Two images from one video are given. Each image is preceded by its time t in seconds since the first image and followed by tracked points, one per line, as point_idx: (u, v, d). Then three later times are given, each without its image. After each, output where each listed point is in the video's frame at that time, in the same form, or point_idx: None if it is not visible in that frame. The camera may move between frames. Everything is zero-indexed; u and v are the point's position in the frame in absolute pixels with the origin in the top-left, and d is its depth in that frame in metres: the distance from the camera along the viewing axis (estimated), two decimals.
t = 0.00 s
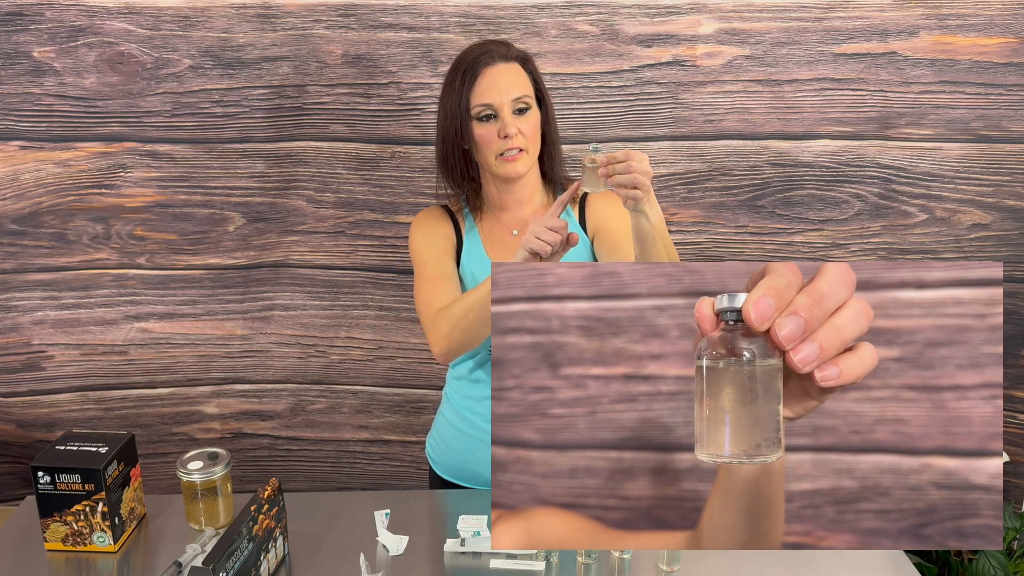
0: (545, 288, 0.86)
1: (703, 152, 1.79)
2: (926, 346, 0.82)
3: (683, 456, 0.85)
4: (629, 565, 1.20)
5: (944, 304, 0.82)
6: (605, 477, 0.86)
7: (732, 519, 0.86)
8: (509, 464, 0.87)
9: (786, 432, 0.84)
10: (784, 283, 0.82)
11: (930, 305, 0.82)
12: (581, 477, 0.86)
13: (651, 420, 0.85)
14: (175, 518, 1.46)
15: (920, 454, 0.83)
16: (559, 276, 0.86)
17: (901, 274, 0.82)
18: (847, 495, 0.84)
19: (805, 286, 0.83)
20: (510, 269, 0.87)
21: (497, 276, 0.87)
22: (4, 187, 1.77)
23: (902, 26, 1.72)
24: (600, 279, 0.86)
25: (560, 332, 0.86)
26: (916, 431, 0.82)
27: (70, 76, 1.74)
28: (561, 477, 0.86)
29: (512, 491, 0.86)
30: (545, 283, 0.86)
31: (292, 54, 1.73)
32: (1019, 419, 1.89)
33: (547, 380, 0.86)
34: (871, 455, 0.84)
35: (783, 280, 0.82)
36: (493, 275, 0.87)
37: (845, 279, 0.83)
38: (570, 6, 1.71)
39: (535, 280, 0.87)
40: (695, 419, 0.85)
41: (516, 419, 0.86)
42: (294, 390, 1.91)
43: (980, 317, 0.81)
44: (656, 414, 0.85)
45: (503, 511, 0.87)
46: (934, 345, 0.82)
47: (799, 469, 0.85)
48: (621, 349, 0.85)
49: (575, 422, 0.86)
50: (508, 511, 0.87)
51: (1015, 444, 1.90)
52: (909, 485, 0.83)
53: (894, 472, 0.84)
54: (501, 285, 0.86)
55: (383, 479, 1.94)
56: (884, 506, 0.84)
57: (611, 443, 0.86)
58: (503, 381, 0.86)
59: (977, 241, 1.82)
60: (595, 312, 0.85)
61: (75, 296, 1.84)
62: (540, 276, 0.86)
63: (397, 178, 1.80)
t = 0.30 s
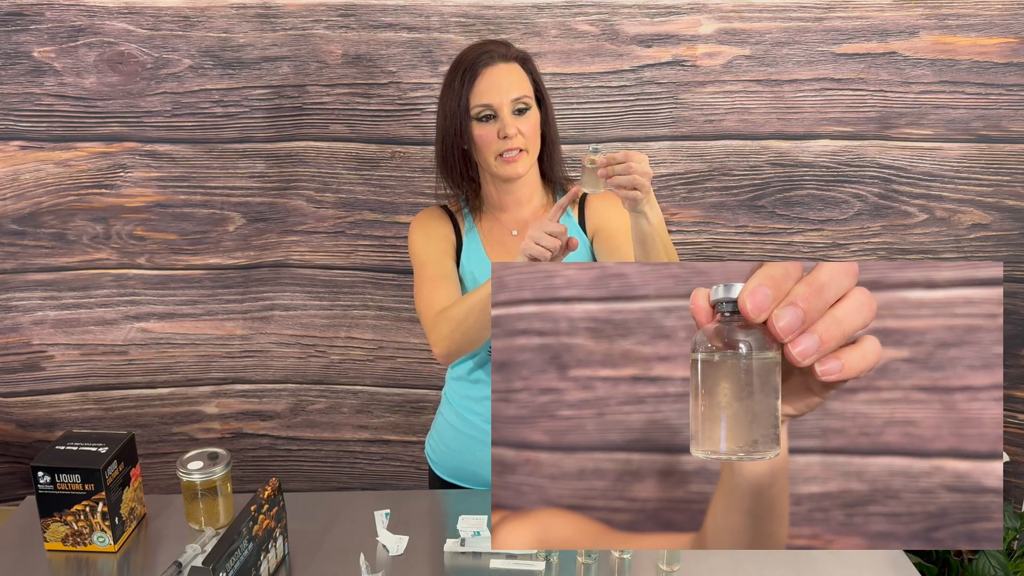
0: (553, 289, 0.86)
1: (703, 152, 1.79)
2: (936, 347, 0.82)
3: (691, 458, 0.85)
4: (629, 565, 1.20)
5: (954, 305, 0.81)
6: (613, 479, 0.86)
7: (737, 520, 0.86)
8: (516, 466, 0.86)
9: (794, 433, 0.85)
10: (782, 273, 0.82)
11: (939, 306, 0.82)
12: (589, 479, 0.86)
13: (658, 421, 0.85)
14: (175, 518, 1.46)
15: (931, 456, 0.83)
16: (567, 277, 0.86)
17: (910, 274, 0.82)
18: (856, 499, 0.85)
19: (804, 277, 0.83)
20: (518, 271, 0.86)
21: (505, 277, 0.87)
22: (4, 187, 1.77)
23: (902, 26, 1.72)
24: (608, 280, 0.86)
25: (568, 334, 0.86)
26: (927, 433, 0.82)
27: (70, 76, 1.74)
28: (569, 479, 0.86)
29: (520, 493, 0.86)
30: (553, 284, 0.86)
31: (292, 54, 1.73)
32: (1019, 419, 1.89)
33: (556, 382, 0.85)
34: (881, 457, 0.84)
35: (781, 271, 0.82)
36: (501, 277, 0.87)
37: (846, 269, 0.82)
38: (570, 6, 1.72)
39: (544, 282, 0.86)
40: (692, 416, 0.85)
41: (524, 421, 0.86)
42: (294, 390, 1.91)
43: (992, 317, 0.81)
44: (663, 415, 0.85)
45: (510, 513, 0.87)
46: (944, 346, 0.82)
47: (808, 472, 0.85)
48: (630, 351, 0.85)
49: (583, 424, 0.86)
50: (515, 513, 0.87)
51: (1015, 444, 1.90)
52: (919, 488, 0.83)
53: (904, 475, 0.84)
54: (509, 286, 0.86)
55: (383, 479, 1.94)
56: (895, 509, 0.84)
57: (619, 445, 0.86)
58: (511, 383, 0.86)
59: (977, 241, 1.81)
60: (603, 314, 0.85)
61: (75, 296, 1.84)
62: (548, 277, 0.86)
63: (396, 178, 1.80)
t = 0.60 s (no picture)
0: (562, 292, 0.86)
1: (703, 152, 1.79)
2: (946, 348, 0.83)
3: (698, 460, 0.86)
4: (629, 565, 1.20)
5: (964, 305, 0.82)
6: (622, 481, 0.87)
7: (741, 523, 0.87)
8: (525, 467, 0.87)
9: (802, 436, 0.85)
10: (784, 274, 0.83)
11: (950, 306, 0.82)
12: (597, 480, 0.87)
13: (666, 423, 0.86)
14: (175, 518, 1.46)
15: (941, 459, 0.84)
16: (575, 280, 0.86)
17: (920, 274, 0.82)
18: (865, 502, 0.85)
19: (807, 279, 0.84)
20: (527, 274, 0.87)
21: (513, 280, 0.87)
22: (3, 187, 1.77)
23: (902, 26, 1.72)
24: (616, 283, 0.86)
25: (577, 336, 0.87)
26: (936, 435, 0.83)
27: (70, 76, 1.74)
28: (577, 481, 0.87)
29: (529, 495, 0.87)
30: (561, 287, 0.87)
31: (292, 54, 1.73)
32: (1019, 419, 1.88)
33: (565, 384, 0.86)
34: (890, 460, 0.84)
35: (784, 272, 0.83)
36: (510, 279, 0.87)
37: (850, 270, 0.83)
38: (570, 6, 1.72)
39: (552, 284, 0.87)
40: (690, 420, 0.85)
41: (533, 423, 0.87)
42: (294, 390, 1.91)
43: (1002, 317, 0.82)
44: (671, 417, 0.86)
45: (518, 514, 0.88)
46: (954, 347, 0.82)
47: (816, 474, 0.85)
48: (637, 353, 0.85)
49: (591, 426, 0.86)
50: (524, 515, 0.88)
51: (1015, 444, 1.90)
52: (929, 491, 0.85)
53: (914, 478, 0.85)
54: (518, 289, 0.87)
55: (383, 479, 1.94)
56: (904, 512, 0.85)
57: (628, 447, 0.86)
58: (520, 385, 0.87)
59: (977, 241, 1.82)
60: (611, 316, 0.86)
61: (75, 296, 1.84)
62: (557, 279, 0.87)
63: (397, 178, 1.80)
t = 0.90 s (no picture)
0: (569, 294, 0.87)
1: (703, 152, 1.79)
2: (954, 349, 0.83)
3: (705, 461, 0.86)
4: (629, 565, 1.20)
5: (971, 306, 0.82)
6: (629, 482, 0.87)
7: (742, 527, 0.87)
8: (533, 469, 0.87)
9: (808, 437, 0.85)
10: (777, 280, 0.83)
11: (958, 307, 0.82)
12: (605, 482, 0.87)
13: (673, 425, 0.86)
14: (175, 518, 1.46)
15: (948, 460, 0.84)
16: (583, 282, 0.87)
17: (927, 275, 0.82)
18: (872, 504, 0.85)
19: (801, 284, 0.84)
20: (536, 277, 0.87)
21: (522, 283, 0.87)
22: (3, 187, 1.77)
23: (902, 26, 1.72)
24: (623, 285, 0.87)
25: (584, 338, 0.87)
26: (944, 437, 0.83)
27: (70, 76, 1.74)
28: (585, 482, 0.87)
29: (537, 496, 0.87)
30: (570, 289, 0.87)
31: (292, 54, 1.73)
32: (1019, 419, 1.88)
33: (572, 386, 0.87)
34: (897, 461, 0.84)
35: (776, 278, 0.84)
36: (519, 282, 0.87)
37: (845, 275, 0.83)
38: (570, 6, 1.72)
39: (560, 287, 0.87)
40: (684, 424, 0.85)
41: (541, 425, 0.87)
42: (294, 390, 1.91)
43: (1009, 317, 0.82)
44: (678, 419, 0.86)
45: (526, 515, 0.88)
46: (961, 348, 0.83)
47: (822, 476, 0.86)
48: (645, 355, 0.86)
49: (599, 428, 0.87)
50: (531, 516, 0.88)
51: (1015, 444, 1.89)
52: (936, 493, 0.85)
53: (921, 480, 0.85)
54: (527, 292, 0.87)
55: (383, 479, 1.94)
56: (911, 515, 0.85)
57: (635, 449, 0.87)
58: (528, 387, 0.87)
59: (977, 241, 1.82)
60: (619, 318, 0.86)
61: (75, 296, 1.84)
62: (564, 282, 0.87)
63: (397, 178, 1.80)
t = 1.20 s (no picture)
0: (577, 296, 0.87)
1: (703, 152, 1.79)
2: (962, 349, 0.82)
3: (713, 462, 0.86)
4: (629, 565, 1.20)
5: (979, 307, 0.82)
6: (637, 483, 0.87)
7: (745, 529, 0.87)
8: (542, 470, 0.87)
9: (816, 438, 0.85)
10: (771, 285, 0.84)
11: (966, 307, 0.82)
12: (613, 483, 0.87)
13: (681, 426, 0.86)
14: (175, 518, 1.46)
15: (957, 462, 0.84)
16: (591, 284, 0.87)
17: (934, 275, 0.82)
18: (880, 506, 0.85)
19: (796, 288, 0.84)
20: (545, 279, 0.87)
21: (531, 285, 0.87)
22: (3, 187, 1.77)
23: (902, 26, 1.72)
24: (631, 287, 0.87)
25: (592, 339, 0.87)
26: (952, 438, 0.83)
27: (70, 76, 1.74)
28: (593, 483, 0.87)
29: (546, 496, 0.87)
30: (578, 291, 0.87)
31: (292, 54, 1.73)
32: (1019, 419, 1.88)
33: (580, 387, 0.87)
34: (905, 463, 0.84)
35: (771, 282, 0.84)
36: (527, 284, 0.88)
37: (840, 280, 0.83)
38: (570, 6, 1.71)
39: (568, 288, 0.87)
40: (679, 426, 0.86)
41: (549, 426, 0.87)
42: (294, 390, 1.91)
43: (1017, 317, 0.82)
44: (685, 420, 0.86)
45: (534, 516, 0.88)
46: (969, 349, 0.82)
47: (829, 478, 0.86)
48: (652, 357, 0.86)
49: (607, 429, 0.87)
50: (540, 516, 0.88)
51: (1014, 444, 1.89)
52: (945, 495, 0.85)
53: (929, 482, 0.85)
54: (535, 294, 0.87)
55: (383, 479, 1.94)
56: (920, 516, 0.85)
57: (643, 450, 0.87)
58: (537, 388, 0.87)
59: (977, 241, 1.82)
60: (627, 320, 0.86)
61: (75, 296, 1.84)
62: (572, 283, 0.87)
63: (397, 178, 1.81)
